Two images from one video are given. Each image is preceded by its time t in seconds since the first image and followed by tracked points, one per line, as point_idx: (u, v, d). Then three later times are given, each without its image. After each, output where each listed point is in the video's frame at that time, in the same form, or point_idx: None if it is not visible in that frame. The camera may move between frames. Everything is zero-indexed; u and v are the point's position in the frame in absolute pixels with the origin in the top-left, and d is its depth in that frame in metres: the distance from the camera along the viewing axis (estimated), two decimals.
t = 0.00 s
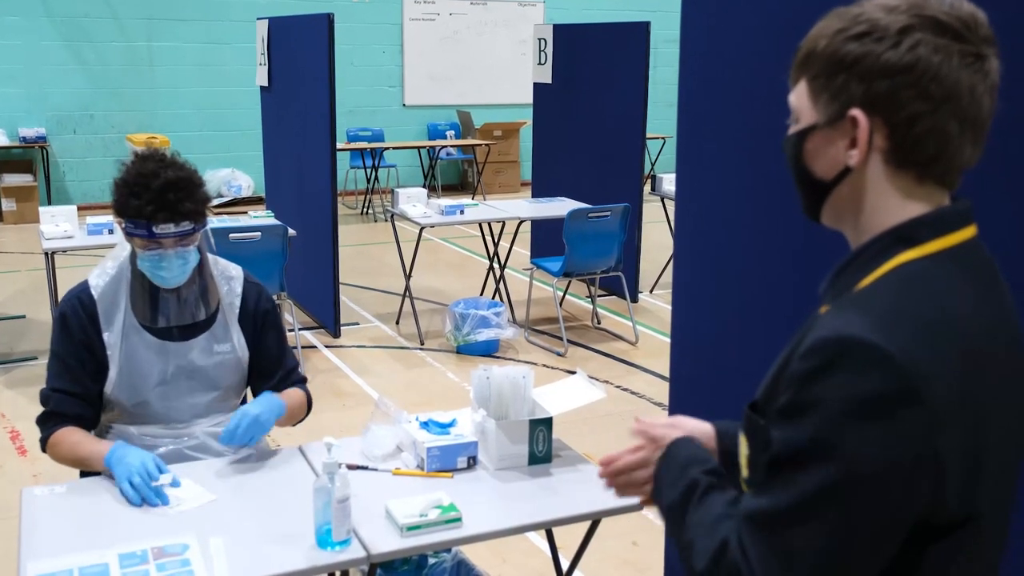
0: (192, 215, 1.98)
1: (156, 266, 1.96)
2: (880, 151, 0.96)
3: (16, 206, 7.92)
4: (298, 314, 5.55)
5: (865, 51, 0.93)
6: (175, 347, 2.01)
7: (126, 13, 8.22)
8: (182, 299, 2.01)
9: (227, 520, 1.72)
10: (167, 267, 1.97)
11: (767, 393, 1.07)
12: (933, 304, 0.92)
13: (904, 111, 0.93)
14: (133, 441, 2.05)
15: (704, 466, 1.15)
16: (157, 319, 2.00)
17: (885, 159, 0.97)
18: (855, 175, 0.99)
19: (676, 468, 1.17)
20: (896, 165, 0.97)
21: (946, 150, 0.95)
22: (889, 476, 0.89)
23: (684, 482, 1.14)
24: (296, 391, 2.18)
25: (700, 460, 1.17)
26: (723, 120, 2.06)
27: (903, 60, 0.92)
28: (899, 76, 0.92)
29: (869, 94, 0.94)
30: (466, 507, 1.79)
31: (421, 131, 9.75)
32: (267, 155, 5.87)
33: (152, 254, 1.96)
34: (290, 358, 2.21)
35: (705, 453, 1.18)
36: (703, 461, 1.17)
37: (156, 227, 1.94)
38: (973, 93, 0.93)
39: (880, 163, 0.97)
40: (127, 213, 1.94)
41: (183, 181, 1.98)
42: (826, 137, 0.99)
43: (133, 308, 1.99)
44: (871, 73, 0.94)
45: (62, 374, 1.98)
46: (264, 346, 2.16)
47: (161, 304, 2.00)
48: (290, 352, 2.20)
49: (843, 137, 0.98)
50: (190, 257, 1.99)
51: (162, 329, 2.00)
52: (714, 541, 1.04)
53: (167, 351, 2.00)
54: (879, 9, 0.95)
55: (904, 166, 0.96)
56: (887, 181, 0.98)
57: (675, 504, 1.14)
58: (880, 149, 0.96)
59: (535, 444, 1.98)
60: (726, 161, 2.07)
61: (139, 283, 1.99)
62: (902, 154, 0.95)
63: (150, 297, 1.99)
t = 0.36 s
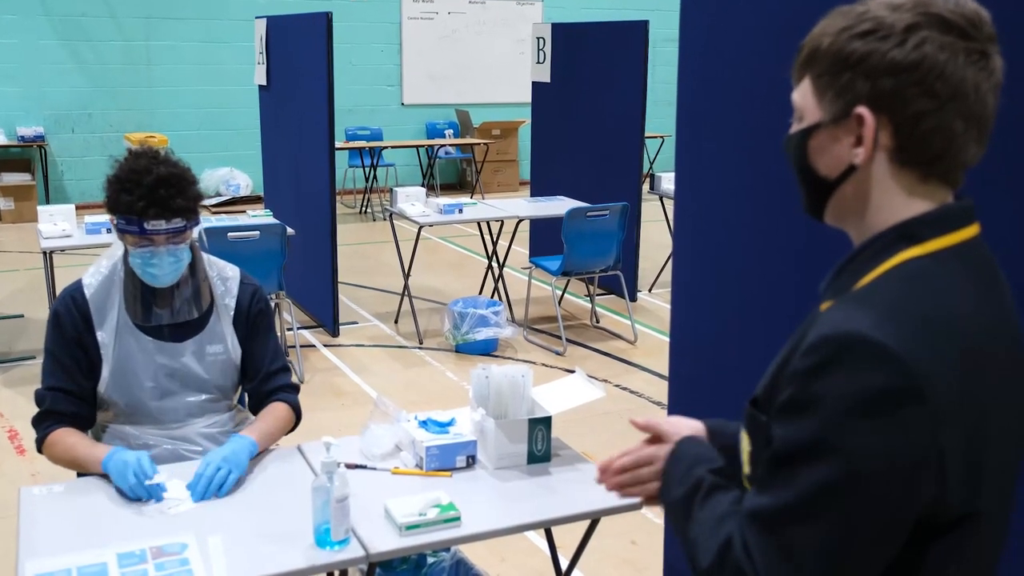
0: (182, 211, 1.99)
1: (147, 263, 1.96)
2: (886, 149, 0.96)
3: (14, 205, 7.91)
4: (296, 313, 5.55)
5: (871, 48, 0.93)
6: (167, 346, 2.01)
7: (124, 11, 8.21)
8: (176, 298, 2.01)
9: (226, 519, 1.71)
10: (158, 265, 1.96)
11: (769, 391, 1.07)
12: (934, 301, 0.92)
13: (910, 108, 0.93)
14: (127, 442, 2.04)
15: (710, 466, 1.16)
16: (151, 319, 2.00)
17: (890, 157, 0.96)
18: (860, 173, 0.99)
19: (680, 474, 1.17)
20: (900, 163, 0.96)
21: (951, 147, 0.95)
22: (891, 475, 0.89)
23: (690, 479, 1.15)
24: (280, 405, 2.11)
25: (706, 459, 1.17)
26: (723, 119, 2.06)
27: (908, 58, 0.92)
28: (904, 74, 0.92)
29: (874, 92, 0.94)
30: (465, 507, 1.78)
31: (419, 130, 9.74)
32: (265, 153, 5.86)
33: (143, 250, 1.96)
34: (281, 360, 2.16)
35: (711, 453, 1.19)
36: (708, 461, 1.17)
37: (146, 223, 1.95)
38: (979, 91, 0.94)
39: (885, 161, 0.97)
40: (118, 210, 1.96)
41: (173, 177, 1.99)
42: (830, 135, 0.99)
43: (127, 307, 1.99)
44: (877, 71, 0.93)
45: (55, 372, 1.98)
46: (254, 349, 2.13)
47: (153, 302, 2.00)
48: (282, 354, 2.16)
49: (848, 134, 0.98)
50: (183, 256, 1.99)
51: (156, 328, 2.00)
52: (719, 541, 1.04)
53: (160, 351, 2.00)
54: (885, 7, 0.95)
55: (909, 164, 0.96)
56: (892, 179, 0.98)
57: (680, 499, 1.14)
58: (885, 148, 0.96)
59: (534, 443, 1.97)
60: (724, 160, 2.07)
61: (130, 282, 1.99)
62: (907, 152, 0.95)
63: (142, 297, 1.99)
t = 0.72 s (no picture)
0: (183, 207, 1.98)
1: (145, 258, 1.96)
2: (886, 145, 0.96)
3: (13, 204, 7.90)
4: (295, 312, 5.55)
5: (876, 44, 0.93)
6: (167, 346, 2.00)
7: (122, 11, 8.20)
8: (176, 297, 2.00)
9: (224, 518, 1.71)
10: (156, 260, 1.96)
11: (770, 385, 1.07)
12: (935, 295, 0.92)
13: (912, 106, 0.93)
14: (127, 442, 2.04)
15: (712, 458, 1.15)
16: (152, 318, 2.00)
17: (889, 153, 0.96)
18: (859, 169, 0.99)
19: (691, 458, 1.17)
20: (900, 159, 0.96)
21: (952, 145, 0.95)
22: (890, 467, 0.88)
23: (693, 470, 1.15)
24: (274, 406, 2.10)
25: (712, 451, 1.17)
26: (723, 118, 2.05)
27: (913, 55, 0.92)
28: (908, 70, 0.92)
29: (877, 87, 0.94)
30: (464, 506, 1.78)
31: (418, 129, 9.73)
32: (264, 152, 5.86)
33: (142, 246, 1.96)
34: (278, 360, 2.16)
35: (718, 445, 1.18)
36: (714, 453, 1.16)
37: (146, 217, 1.95)
38: (981, 89, 0.94)
39: (885, 156, 0.97)
40: (119, 202, 1.96)
41: (176, 172, 1.99)
42: (832, 129, 0.99)
43: (127, 306, 1.99)
44: (881, 66, 0.93)
45: (55, 371, 1.97)
46: (254, 347, 2.13)
47: (153, 301, 1.99)
48: (280, 353, 2.16)
49: (849, 129, 0.97)
50: (182, 253, 1.99)
51: (156, 327, 2.00)
52: (715, 532, 1.03)
53: (160, 350, 2.00)
54: (891, 3, 0.95)
55: (910, 161, 0.96)
56: (892, 175, 0.98)
57: (684, 487, 1.14)
58: (885, 144, 0.96)
59: (534, 442, 1.97)
60: (723, 159, 2.07)
61: (130, 281, 1.99)
62: (908, 148, 0.95)
63: (142, 296, 1.99)
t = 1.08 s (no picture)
0: (191, 209, 1.98)
1: (153, 260, 1.95)
2: (886, 142, 0.96)
3: (12, 204, 7.89)
4: (295, 311, 5.55)
5: (876, 42, 0.93)
6: (170, 345, 2.00)
7: (120, 10, 8.19)
8: (179, 298, 2.01)
9: (223, 518, 1.71)
10: (165, 263, 1.96)
11: (770, 387, 1.07)
12: (933, 294, 0.92)
13: (913, 102, 0.93)
14: (126, 442, 2.04)
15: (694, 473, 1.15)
16: (154, 318, 2.00)
17: (890, 150, 0.96)
18: (860, 166, 0.99)
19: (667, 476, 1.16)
20: (900, 158, 0.96)
21: (953, 142, 0.94)
22: (891, 466, 0.88)
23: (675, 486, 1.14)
24: (276, 406, 2.10)
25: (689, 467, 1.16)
26: (721, 118, 2.05)
27: (914, 52, 0.92)
28: (908, 68, 0.92)
29: (878, 84, 0.94)
30: (463, 506, 1.78)
31: (417, 129, 9.72)
32: (262, 152, 5.85)
33: (149, 248, 1.96)
34: (279, 359, 2.15)
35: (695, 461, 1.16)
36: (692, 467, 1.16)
37: (154, 220, 1.95)
38: (982, 88, 0.94)
39: (885, 153, 0.97)
40: (125, 204, 1.95)
41: (183, 175, 1.98)
42: (832, 126, 0.99)
43: (129, 306, 1.99)
44: (882, 63, 0.93)
45: (53, 368, 1.96)
46: (255, 346, 2.13)
47: (155, 301, 2.00)
48: (281, 352, 2.16)
49: (851, 125, 0.97)
50: (188, 254, 1.98)
51: (158, 327, 2.00)
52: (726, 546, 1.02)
53: (162, 350, 2.00)
54: (893, 1, 0.95)
55: (909, 158, 0.96)
56: (893, 172, 0.97)
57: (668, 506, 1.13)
58: (886, 141, 0.96)
59: (533, 442, 1.97)
60: (721, 159, 2.07)
61: (134, 281, 1.99)
62: (908, 145, 0.95)
63: (145, 296, 1.99)
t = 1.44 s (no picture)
0: (188, 209, 1.99)
1: (151, 262, 1.95)
2: (885, 140, 0.95)
3: (11, 204, 7.89)
4: (294, 311, 5.54)
5: (874, 40, 0.93)
6: (169, 347, 2.00)
7: (120, 10, 8.19)
8: (179, 299, 2.00)
9: (223, 519, 1.70)
10: (163, 264, 1.96)
11: (768, 389, 1.07)
12: (933, 296, 0.92)
13: (910, 101, 0.92)
14: (124, 442, 2.03)
15: (709, 464, 1.15)
16: (153, 319, 1.99)
17: (888, 148, 0.96)
18: (858, 165, 0.98)
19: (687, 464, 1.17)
20: (898, 156, 0.96)
21: (951, 140, 0.94)
22: (891, 470, 0.88)
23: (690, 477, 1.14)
24: (278, 405, 2.10)
25: (706, 457, 1.17)
26: (721, 117, 2.05)
27: (912, 51, 0.92)
28: (907, 66, 0.92)
29: (876, 82, 0.93)
30: (463, 506, 1.78)
31: (417, 128, 9.72)
32: (262, 152, 5.85)
33: (148, 249, 1.96)
34: (278, 358, 2.15)
35: (715, 450, 1.18)
36: (710, 458, 1.16)
37: (152, 220, 1.95)
38: (980, 86, 0.93)
39: (883, 152, 0.96)
40: (123, 205, 1.94)
41: (179, 175, 1.98)
42: (830, 125, 0.98)
43: (128, 308, 1.98)
44: (880, 61, 0.93)
45: (51, 368, 1.96)
46: (254, 346, 2.12)
47: (154, 303, 1.99)
48: (280, 352, 2.16)
49: (848, 124, 0.97)
50: (186, 255, 1.98)
51: (157, 328, 2.00)
52: (725, 544, 1.02)
53: (160, 351, 2.00)
54: None
55: (907, 157, 0.95)
56: (890, 171, 0.97)
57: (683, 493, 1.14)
58: (884, 139, 0.95)
59: (533, 442, 1.96)
60: (721, 158, 2.07)
61: (132, 282, 1.98)
62: (907, 144, 0.94)
63: (143, 297, 1.98)
